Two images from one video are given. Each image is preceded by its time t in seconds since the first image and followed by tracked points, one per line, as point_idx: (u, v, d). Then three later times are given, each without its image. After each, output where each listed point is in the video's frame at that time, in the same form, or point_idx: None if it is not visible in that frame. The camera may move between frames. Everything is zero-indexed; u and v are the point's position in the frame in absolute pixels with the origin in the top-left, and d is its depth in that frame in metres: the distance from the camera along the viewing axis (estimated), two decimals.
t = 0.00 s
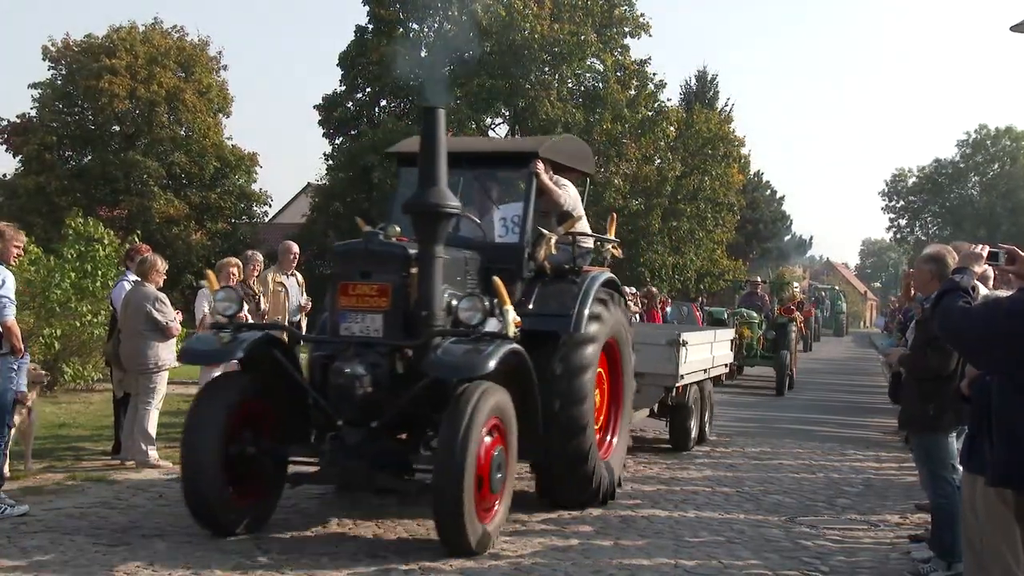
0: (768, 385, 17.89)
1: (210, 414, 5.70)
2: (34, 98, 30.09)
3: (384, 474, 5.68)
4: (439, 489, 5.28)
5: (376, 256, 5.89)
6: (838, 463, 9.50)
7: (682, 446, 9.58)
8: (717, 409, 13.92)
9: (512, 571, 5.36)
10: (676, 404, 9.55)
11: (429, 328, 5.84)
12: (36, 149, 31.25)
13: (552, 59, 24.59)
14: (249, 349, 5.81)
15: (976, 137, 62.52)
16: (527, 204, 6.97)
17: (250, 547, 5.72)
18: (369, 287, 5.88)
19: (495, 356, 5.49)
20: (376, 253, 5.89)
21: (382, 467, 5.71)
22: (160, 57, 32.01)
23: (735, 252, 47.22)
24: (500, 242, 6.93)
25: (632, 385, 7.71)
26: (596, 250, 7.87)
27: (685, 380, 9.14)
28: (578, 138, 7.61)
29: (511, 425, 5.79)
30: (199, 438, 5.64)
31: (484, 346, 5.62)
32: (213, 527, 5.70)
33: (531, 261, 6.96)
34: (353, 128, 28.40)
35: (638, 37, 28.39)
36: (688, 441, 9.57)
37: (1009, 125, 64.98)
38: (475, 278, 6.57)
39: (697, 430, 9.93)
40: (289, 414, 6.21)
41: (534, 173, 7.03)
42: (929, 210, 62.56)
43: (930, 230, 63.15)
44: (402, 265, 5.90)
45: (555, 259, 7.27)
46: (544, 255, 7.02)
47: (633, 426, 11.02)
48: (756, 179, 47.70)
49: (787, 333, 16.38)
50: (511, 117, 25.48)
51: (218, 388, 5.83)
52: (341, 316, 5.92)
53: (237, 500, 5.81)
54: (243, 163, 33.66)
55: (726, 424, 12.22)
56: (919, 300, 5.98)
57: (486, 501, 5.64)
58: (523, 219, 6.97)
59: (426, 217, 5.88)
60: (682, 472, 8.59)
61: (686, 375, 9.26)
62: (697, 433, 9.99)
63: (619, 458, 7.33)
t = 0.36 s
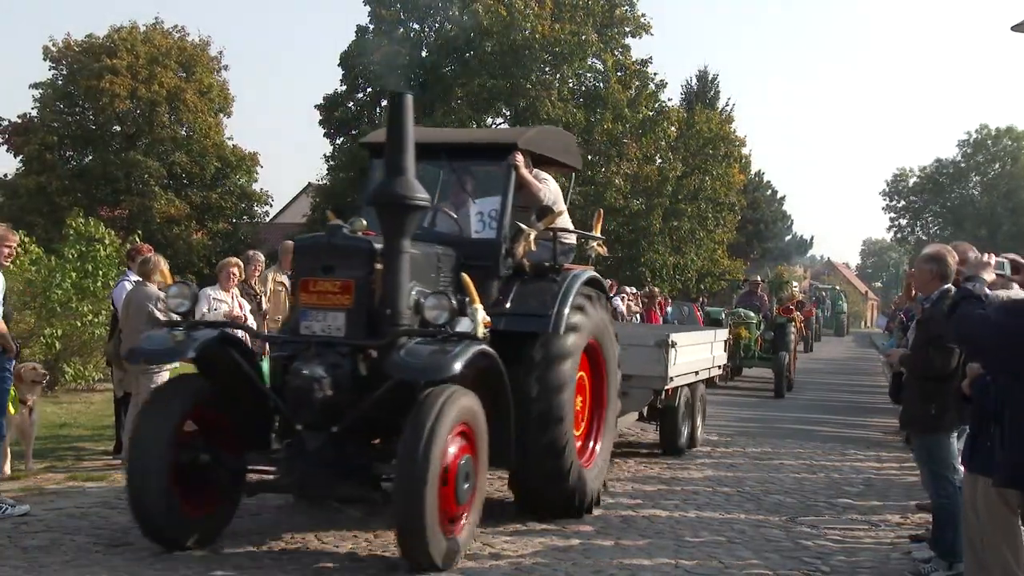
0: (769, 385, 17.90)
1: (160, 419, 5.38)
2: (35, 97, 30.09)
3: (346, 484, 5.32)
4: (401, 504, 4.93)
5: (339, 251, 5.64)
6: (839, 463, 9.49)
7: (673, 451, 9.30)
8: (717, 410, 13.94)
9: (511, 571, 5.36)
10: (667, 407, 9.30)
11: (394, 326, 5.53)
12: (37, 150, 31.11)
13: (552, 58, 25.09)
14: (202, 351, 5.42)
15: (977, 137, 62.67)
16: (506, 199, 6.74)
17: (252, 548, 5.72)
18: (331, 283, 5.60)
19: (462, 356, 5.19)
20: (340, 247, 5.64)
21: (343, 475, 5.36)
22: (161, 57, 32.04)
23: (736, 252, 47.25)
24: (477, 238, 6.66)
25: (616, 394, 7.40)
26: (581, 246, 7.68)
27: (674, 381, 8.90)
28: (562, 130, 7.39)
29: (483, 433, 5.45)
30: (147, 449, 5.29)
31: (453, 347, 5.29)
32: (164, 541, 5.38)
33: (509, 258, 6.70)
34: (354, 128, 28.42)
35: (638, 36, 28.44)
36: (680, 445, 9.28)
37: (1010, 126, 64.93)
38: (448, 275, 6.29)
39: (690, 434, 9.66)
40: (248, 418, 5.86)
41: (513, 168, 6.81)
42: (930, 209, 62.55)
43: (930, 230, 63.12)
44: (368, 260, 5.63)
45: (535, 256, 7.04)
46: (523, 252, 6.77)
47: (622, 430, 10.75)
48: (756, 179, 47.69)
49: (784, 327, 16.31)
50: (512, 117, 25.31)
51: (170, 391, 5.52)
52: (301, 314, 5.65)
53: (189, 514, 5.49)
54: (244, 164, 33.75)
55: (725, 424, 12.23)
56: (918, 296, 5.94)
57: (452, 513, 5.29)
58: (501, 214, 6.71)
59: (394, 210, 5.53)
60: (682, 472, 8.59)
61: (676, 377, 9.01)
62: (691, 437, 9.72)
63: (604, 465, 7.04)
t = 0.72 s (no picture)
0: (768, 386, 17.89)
1: (78, 426, 4.69)
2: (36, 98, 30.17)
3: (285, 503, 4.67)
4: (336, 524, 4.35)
5: (277, 247, 4.95)
6: (839, 463, 9.49)
7: (656, 457, 8.89)
8: (717, 409, 13.95)
9: (511, 571, 5.35)
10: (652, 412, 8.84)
11: (336, 331, 4.85)
12: (37, 150, 31.27)
13: (551, 59, 24.87)
14: (126, 352, 4.77)
15: (977, 137, 62.87)
16: (468, 189, 6.02)
17: (252, 550, 5.72)
18: (268, 282, 4.93)
19: (408, 364, 4.58)
20: (277, 241, 4.95)
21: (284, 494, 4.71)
22: (161, 57, 32.17)
23: (736, 252, 47.30)
24: (435, 231, 5.94)
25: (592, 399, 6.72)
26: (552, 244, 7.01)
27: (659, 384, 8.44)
28: (540, 128, 6.79)
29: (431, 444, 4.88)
30: (63, 457, 4.61)
31: (399, 354, 4.66)
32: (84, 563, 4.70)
33: (471, 255, 6.00)
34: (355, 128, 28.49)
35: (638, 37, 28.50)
36: (664, 451, 8.87)
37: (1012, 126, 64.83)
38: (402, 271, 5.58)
39: (675, 441, 9.20)
40: (174, 421, 5.12)
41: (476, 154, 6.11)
42: (930, 210, 62.55)
43: (930, 230, 63.12)
44: (308, 256, 4.95)
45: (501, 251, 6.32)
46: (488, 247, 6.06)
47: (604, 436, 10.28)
48: (756, 179, 47.67)
49: (783, 327, 16.31)
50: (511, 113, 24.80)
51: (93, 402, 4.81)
52: (234, 316, 4.96)
53: (114, 535, 4.83)
54: (244, 163, 33.66)
55: (726, 423, 12.24)
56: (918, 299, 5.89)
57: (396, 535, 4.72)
58: (462, 206, 5.99)
59: (335, 201, 4.78)
60: (682, 472, 8.59)
61: (661, 379, 8.56)
62: (676, 444, 9.27)
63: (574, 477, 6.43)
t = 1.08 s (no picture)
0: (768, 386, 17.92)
1: None
2: (38, 98, 30.27)
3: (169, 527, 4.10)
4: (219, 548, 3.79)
5: (171, 233, 4.46)
6: (839, 463, 9.50)
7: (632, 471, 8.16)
8: (717, 409, 13.97)
9: (511, 572, 5.35)
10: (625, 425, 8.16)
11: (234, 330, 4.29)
12: (38, 149, 31.62)
13: (551, 59, 25.02)
14: None
15: (977, 137, 62.91)
16: (403, 177, 5.46)
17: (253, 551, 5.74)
18: (159, 274, 4.44)
19: (311, 366, 4.06)
20: (167, 225, 4.47)
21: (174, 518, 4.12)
22: (161, 56, 32.00)
23: (737, 253, 47.40)
24: (369, 224, 5.39)
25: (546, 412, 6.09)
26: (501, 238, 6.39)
27: (630, 395, 7.76)
28: (484, 100, 6.18)
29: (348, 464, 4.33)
30: None
31: (305, 355, 4.15)
32: None
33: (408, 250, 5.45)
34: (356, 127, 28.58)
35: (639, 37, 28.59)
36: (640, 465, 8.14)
37: (1014, 125, 64.74)
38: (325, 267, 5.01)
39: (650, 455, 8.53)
40: (51, 426, 4.42)
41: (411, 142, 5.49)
42: (930, 210, 62.63)
43: (930, 230, 63.20)
44: (205, 246, 4.44)
45: (438, 245, 5.79)
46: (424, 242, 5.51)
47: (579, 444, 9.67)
48: (756, 179, 47.80)
49: (782, 328, 16.30)
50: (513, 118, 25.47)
51: None
52: (122, 314, 4.47)
53: None
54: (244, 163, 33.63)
55: (725, 423, 12.25)
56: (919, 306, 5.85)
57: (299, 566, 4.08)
58: (396, 194, 5.43)
59: (237, 181, 4.17)
60: (682, 472, 8.60)
61: (632, 390, 7.88)
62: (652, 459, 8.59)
63: (526, 500, 5.79)
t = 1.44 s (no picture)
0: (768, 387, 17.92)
1: None
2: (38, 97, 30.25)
3: None
4: None
5: None
6: (838, 463, 9.51)
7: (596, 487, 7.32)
8: (717, 410, 13.96)
9: (511, 572, 5.34)
10: (589, 437, 7.27)
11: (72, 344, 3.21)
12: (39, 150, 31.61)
13: (551, 59, 25.25)
14: None
15: (977, 138, 62.90)
16: (304, 155, 4.37)
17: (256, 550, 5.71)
18: None
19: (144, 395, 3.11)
20: None
21: None
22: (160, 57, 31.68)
23: (737, 253, 47.44)
24: (263, 211, 4.28)
25: (480, 428, 5.00)
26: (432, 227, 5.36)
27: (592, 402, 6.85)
28: (404, 65, 5.14)
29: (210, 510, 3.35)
30: None
31: (149, 376, 3.20)
32: None
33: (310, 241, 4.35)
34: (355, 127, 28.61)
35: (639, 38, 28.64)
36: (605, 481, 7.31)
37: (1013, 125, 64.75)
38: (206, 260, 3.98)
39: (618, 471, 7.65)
40: None
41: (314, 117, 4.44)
42: (930, 210, 62.68)
43: (930, 231, 63.24)
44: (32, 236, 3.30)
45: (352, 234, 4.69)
46: (329, 229, 4.43)
47: (544, 454, 8.86)
48: (756, 179, 47.86)
49: (781, 329, 16.29)
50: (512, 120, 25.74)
51: None
52: None
53: None
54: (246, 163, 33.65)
55: (726, 423, 12.25)
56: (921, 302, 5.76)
57: None
58: (294, 176, 4.35)
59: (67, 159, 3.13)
60: (683, 473, 8.60)
61: (596, 397, 6.99)
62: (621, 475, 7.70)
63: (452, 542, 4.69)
